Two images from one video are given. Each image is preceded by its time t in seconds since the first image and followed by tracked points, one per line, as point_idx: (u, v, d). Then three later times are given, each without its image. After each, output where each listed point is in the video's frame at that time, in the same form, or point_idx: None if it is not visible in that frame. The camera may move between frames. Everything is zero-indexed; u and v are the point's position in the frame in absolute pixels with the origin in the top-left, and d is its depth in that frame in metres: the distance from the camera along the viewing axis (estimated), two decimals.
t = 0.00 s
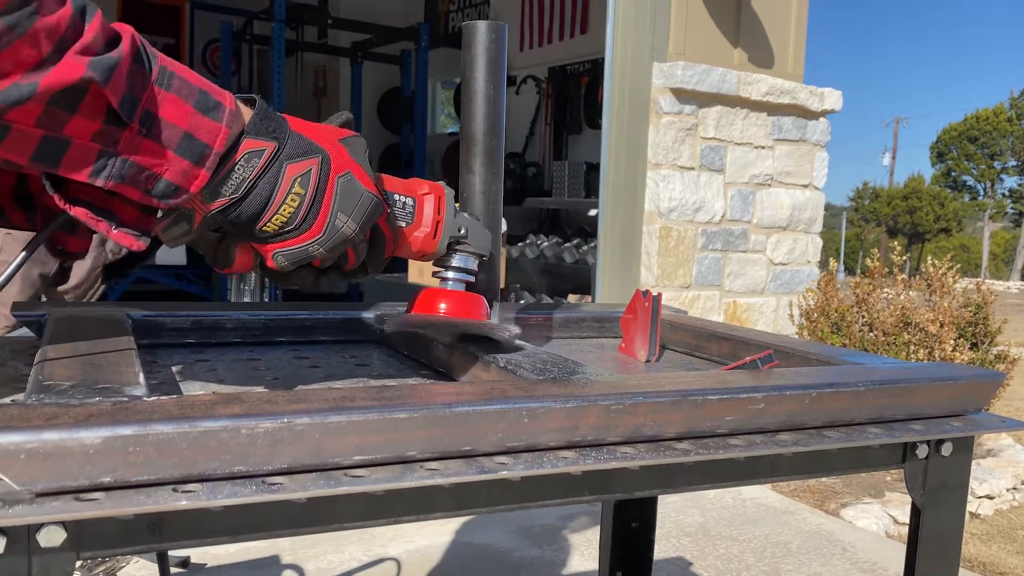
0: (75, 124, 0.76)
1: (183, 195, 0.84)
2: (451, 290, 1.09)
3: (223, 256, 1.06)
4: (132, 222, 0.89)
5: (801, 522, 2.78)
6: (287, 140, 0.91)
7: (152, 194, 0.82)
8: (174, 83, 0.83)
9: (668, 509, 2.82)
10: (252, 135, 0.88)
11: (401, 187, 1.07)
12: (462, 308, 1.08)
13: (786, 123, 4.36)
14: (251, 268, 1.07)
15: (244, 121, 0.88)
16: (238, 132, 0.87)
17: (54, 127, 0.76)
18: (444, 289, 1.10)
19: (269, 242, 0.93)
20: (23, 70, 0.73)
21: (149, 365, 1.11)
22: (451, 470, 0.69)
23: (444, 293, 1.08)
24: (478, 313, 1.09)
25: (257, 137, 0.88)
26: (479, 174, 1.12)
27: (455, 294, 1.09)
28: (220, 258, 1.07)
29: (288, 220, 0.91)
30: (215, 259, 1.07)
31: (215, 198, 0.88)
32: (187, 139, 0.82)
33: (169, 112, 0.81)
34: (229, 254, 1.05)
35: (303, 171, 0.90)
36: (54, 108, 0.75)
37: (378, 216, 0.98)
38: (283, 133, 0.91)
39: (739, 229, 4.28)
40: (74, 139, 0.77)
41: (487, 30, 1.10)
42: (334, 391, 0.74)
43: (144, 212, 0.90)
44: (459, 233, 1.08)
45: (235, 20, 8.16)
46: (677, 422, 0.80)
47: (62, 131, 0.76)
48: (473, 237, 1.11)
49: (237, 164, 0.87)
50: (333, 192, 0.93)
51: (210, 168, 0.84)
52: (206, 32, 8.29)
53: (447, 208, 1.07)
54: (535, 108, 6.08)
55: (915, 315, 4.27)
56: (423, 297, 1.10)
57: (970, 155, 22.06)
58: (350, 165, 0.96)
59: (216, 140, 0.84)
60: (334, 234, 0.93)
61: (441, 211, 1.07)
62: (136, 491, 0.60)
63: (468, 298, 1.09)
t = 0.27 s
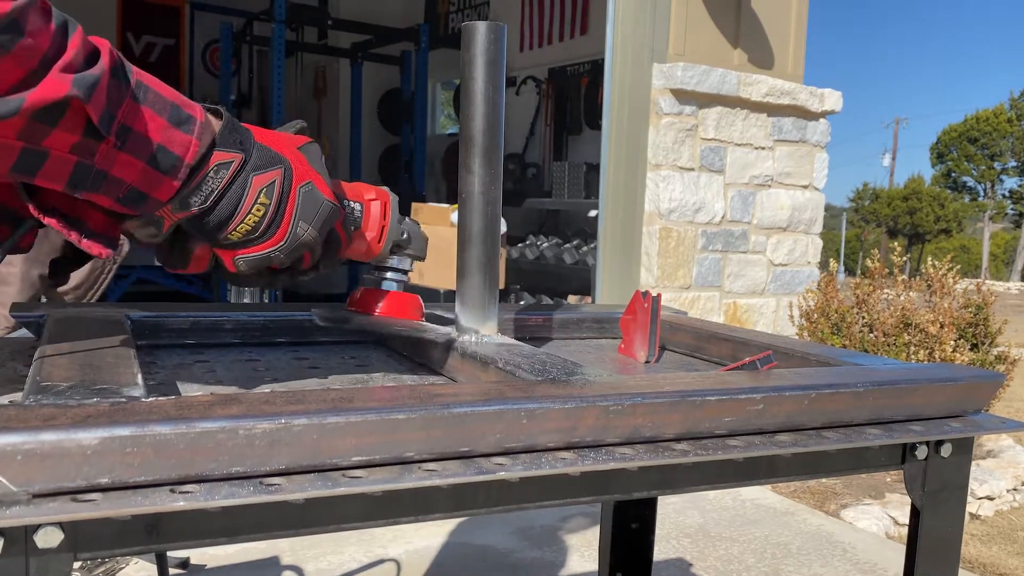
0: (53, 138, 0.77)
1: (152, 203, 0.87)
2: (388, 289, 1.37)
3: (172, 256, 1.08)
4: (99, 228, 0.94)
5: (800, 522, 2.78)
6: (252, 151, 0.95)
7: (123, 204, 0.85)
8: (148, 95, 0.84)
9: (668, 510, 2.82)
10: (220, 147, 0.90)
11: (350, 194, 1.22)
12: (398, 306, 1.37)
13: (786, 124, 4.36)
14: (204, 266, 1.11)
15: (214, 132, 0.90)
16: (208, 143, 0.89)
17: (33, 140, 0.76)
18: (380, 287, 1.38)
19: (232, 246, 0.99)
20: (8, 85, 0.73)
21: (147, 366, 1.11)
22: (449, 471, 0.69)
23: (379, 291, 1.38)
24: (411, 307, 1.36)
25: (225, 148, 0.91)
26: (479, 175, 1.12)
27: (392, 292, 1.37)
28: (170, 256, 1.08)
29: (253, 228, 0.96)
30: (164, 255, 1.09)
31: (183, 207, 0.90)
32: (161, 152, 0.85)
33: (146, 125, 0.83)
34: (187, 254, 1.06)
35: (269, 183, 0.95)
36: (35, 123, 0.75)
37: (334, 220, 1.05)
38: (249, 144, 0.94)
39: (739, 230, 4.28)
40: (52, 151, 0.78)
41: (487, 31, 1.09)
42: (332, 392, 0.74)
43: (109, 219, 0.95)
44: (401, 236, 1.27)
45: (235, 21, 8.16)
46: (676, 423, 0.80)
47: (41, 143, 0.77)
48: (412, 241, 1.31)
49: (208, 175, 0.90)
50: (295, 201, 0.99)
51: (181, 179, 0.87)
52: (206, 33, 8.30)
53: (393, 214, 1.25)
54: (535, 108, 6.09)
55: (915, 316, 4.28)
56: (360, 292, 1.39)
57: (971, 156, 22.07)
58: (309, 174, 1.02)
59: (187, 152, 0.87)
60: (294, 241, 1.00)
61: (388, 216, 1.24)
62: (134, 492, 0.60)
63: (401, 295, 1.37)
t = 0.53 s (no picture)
0: (62, 168, 0.79)
1: (152, 226, 0.88)
2: (379, 282, 1.37)
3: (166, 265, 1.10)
4: (102, 245, 0.91)
5: (801, 523, 2.78)
6: (241, 172, 0.97)
7: (125, 227, 0.87)
8: (149, 125, 0.85)
9: (668, 510, 2.82)
10: (214, 171, 0.94)
11: (335, 196, 1.22)
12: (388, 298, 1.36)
13: (786, 124, 4.36)
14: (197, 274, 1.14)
15: (207, 157, 0.93)
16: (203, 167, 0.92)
17: (43, 170, 0.78)
18: (373, 280, 1.38)
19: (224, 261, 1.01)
20: (25, 121, 0.75)
21: (148, 366, 1.11)
22: (450, 472, 0.69)
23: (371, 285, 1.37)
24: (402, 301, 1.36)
25: (217, 173, 0.94)
26: (480, 176, 1.12)
27: (383, 285, 1.36)
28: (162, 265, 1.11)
29: (244, 244, 0.99)
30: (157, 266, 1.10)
31: (179, 230, 0.93)
32: (162, 178, 0.87)
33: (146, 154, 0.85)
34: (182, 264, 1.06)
35: (257, 202, 0.98)
36: (46, 155, 0.77)
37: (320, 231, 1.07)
38: (237, 167, 0.97)
39: (739, 230, 4.28)
40: (61, 180, 0.79)
41: (488, 31, 1.10)
42: (334, 392, 0.74)
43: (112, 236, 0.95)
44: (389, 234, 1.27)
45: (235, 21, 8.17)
46: (676, 424, 0.80)
47: (51, 172, 0.78)
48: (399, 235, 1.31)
49: (200, 200, 0.93)
50: (282, 217, 1.01)
51: (178, 203, 0.89)
52: (206, 33, 8.30)
53: (379, 211, 1.25)
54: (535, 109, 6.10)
55: (915, 317, 4.29)
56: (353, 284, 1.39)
57: (970, 156, 22.07)
58: (296, 189, 1.05)
59: (184, 177, 0.89)
60: (284, 252, 1.03)
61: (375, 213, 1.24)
62: (136, 493, 0.60)
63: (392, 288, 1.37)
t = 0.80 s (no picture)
0: (110, 205, 0.83)
1: (193, 255, 0.92)
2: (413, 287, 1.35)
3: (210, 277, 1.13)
4: (149, 270, 0.99)
5: (801, 523, 2.78)
6: (281, 203, 0.99)
7: (169, 255, 0.91)
8: (192, 162, 0.89)
9: (668, 511, 2.82)
10: (254, 205, 0.96)
11: (374, 210, 1.21)
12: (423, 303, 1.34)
13: (785, 124, 4.36)
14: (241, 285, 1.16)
15: (248, 191, 0.95)
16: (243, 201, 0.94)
17: (93, 208, 0.82)
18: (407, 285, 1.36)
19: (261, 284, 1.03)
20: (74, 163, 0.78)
21: (148, 366, 1.11)
22: (450, 472, 0.69)
23: (406, 289, 1.35)
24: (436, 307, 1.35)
25: (257, 206, 0.96)
26: (479, 175, 1.12)
27: (417, 291, 1.35)
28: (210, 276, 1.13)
29: (282, 269, 1.01)
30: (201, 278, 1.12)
31: (221, 260, 0.95)
32: (202, 209, 0.90)
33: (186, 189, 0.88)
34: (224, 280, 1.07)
35: (296, 231, 1.00)
36: (95, 194, 0.81)
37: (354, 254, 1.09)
38: (277, 197, 0.99)
39: (739, 230, 4.28)
40: (109, 215, 0.84)
41: (488, 31, 1.09)
42: (334, 392, 0.74)
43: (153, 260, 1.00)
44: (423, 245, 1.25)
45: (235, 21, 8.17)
46: (676, 424, 0.80)
47: (99, 209, 0.83)
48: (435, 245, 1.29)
49: (241, 232, 0.95)
50: (320, 243, 1.03)
51: (219, 234, 0.92)
52: (206, 33, 8.30)
53: (416, 223, 1.23)
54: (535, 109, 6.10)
55: (915, 317, 4.30)
56: (388, 288, 1.38)
57: (970, 157, 22.08)
58: (334, 216, 1.05)
59: (224, 211, 0.92)
60: (320, 277, 1.05)
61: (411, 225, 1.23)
62: (135, 493, 0.60)
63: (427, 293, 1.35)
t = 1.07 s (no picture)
0: (106, 199, 0.82)
1: (193, 248, 0.90)
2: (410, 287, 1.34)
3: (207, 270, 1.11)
4: (147, 264, 1.00)
5: (801, 523, 2.78)
6: (282, 195, 0.97)
7: (168, 250, 0.89)
8: (189, 154, 0.87)
9: (668, 511, 2.82)
10: (254, 196, 0.93)
11: (374, 207, 1.19)
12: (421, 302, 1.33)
13: (785, 124, 4.36)
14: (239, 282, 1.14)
15: (248, 183, 0.93)
16: (243, 193, 0.92)
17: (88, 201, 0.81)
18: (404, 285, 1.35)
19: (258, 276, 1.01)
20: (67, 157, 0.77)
21: (148, 366, 1.11)
22: (450, 472, 0.69)
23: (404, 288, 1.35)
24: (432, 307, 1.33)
25: (257, 198, 0.94)
26: (479, 176, 1.12)
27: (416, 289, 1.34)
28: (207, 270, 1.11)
29: (280, 264, 0.99)
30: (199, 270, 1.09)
31: (220, 252, 0.93)
32: (202, 202, 0.88)
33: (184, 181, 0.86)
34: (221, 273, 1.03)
35: (297, 225, 0.98)
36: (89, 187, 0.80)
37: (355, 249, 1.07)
38: (278, 189, 0.97)
39: (739, 230, 4.28)
40: (105, 210, 0.82)
41: (488, 32, 1.10)
42: (334, 392, 0.74)
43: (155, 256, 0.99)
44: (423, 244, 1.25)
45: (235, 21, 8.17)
46: (676, 424, 0.80)
47: (95, 203, 0.81)
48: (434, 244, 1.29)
49: (241, 224, 0.93)
50: (320, 237, 1.01)
51: (218, 227, 0.90)
52: (206, 33, 8.30)
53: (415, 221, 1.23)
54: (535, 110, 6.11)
55: (915, 317, 4.30)
56: (386, 288, 1.39)
57: (970, 157, 22.07)
58: (335, 209, 1.04)
59: (223, 202, 0.89)
60: (320, 271, 1.03)
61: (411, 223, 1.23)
62: (135, 493, 0.60)
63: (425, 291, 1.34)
